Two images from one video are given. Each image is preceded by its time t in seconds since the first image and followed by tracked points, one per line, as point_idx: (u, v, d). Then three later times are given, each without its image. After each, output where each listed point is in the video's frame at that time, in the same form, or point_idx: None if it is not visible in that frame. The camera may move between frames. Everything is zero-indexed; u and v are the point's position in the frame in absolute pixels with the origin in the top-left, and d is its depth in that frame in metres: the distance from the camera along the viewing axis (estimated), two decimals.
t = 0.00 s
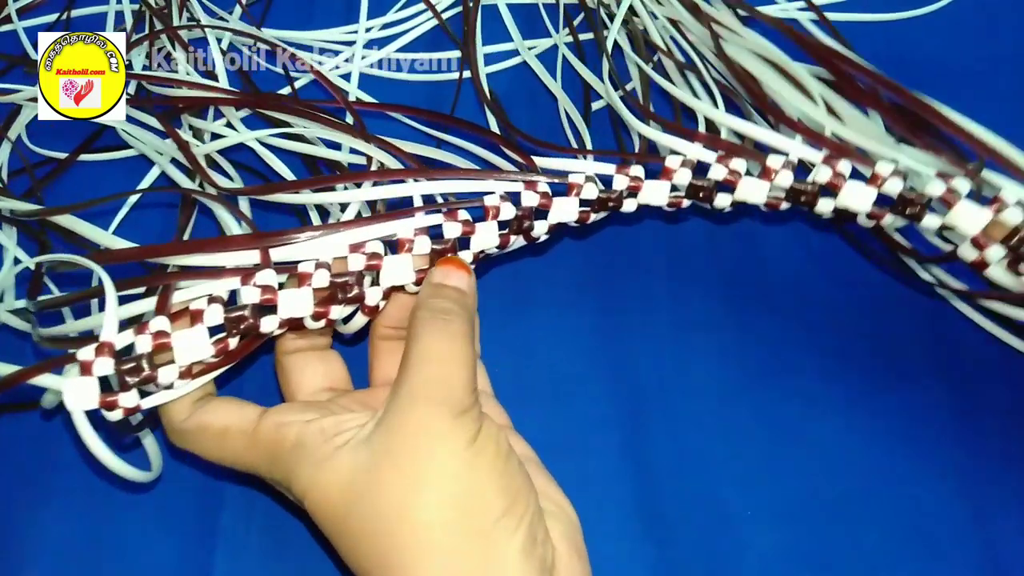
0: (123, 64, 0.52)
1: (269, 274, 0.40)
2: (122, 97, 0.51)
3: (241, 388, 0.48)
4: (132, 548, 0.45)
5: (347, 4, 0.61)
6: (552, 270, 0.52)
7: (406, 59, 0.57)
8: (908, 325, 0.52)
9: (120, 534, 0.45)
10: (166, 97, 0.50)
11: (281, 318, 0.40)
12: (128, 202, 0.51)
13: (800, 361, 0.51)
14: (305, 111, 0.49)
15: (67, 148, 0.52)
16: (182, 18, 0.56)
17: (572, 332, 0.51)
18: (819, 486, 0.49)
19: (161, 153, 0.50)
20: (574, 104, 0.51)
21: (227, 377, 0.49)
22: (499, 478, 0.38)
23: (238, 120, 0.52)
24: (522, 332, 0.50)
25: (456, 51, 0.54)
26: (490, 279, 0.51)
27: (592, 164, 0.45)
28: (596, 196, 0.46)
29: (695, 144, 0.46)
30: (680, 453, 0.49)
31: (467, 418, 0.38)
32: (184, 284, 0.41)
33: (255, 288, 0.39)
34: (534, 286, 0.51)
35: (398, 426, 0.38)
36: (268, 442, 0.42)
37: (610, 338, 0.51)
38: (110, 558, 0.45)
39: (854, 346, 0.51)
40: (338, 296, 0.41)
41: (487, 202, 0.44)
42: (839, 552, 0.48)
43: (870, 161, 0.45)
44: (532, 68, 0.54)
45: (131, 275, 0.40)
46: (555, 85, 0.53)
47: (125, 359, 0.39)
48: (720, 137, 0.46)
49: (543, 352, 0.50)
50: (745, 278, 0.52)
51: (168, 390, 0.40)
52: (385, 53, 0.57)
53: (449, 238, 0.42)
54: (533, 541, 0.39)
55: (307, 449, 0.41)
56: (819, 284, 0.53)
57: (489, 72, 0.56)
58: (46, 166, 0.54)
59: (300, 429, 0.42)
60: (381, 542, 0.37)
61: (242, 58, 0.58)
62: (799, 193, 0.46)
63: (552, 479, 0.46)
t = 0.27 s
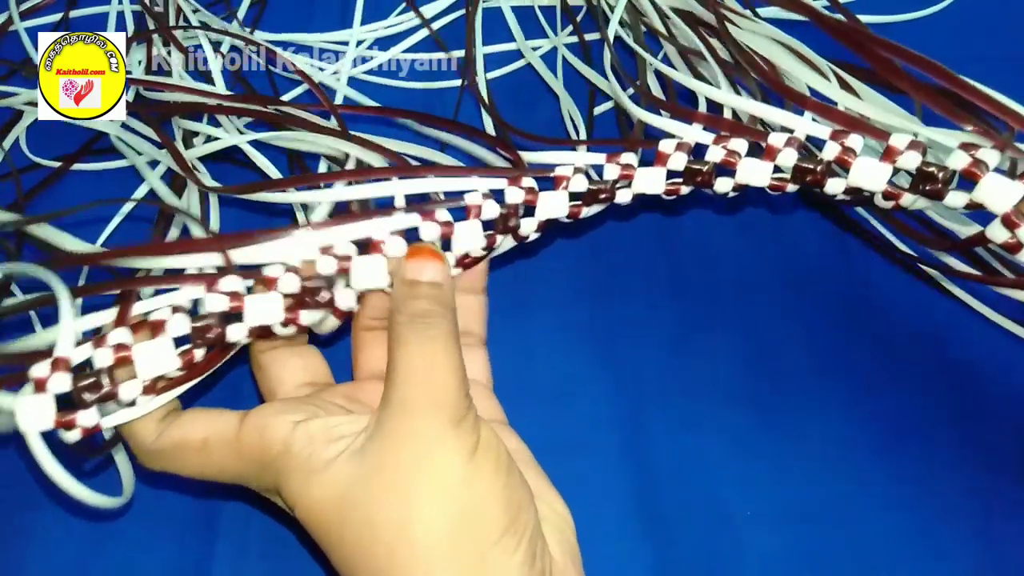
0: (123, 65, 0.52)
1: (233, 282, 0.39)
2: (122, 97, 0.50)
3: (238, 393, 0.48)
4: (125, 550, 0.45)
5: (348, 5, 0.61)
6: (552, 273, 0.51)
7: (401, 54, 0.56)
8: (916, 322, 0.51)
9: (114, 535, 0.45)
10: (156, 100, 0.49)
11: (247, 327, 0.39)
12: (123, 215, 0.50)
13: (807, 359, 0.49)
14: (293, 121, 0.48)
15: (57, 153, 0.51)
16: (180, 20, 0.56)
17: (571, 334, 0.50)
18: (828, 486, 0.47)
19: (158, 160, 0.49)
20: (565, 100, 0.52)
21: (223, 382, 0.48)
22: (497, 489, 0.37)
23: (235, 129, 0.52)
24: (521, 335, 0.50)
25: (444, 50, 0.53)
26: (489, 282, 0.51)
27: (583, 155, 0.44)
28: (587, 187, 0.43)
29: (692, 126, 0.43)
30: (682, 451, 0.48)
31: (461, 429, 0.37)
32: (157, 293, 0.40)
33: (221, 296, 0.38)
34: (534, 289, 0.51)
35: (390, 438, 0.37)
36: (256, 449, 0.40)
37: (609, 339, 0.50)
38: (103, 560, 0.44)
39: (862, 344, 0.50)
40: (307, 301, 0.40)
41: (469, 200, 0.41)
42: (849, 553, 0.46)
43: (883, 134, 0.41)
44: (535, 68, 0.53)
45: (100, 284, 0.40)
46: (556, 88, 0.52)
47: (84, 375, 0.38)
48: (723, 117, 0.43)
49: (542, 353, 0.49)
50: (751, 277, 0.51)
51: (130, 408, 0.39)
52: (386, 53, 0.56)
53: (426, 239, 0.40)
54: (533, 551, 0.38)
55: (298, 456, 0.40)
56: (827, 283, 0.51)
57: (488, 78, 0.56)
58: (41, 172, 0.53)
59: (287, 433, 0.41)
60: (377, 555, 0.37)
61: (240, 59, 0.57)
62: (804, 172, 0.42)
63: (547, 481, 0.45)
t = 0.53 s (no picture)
0: (123, 64, 0.52)
1: (202, 285, 0.39)
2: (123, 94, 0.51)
3: (237, 393, 0.48)
4: (126, 549, 0.45)
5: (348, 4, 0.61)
6: (551, 274, 0.51)
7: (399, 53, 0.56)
8: (920, 321, 0.50)
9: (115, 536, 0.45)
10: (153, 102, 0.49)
11: (221, 328, 0.39)
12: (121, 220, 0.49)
13: (807, 357, 0.49)
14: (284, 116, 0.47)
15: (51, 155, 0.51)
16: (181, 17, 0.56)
17: (570, 335, 0.50)
18: (830, 485, 0.47)
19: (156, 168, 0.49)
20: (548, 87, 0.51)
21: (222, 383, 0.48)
22: (497, 498, 0.37)
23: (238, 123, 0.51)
24: (520, 334, 0.49)
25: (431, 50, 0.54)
26: (488, 283, 0.51)
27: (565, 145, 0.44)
28: (570, 177, 0.43)
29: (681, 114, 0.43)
30: (681, 450, 0.47)
31: (467, 438, 0.36)
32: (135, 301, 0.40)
33: (188, 300, 0.38)
34: (532, 290, 0.51)
35: (394, 442, 0.37)
36: (252, 446, 0.40)
37: (607, 339, 0.49)
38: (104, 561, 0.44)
39: (864, 342, 0.50)
40: (279, 299, 0.39)
41: (446, 190, 0.42)
42: (851, 552, 0.45)
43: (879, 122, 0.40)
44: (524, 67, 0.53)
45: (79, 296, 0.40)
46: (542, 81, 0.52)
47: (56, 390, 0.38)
48: (715, 104, 0.44)
49: (541, 353, 0.49)
50: (752, 276, 0.51)
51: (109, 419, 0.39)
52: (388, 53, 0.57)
53: (401, 231, 0.41)
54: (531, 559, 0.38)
55: (295, 456, 0.40)
56: (828, 282, 0.51)
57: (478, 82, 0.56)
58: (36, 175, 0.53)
59: (285, 433, 0.40)
60: (374, 557, 0.37)
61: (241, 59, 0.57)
62: (795, 162, 0.41)
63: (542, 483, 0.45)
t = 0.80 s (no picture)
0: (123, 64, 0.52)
1: (193, 288, 0.38)
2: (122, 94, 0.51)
3: (237, 392, 0.48)
4: (124, 548, 0.45)
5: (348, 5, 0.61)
6: (549, 273, 0.51)
7: (399, 52, 0.56)
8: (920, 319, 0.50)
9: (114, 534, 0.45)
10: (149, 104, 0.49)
11: (212, 332, 0.38)
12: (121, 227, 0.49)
13: (806, 356, 0.49)
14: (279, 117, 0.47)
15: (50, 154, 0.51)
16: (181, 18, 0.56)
17: (568, 334, 0.49)
18: (829, 483, 0.47)
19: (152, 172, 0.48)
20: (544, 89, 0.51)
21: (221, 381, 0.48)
22: (492, 492, 0.37)
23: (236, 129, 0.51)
24: (518, 333, 0.49)
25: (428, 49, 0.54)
26: (486, 282, 0.51)
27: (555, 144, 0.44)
28: (559, 178, 0.43)
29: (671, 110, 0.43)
30: (680, 448, 0.47)
31: (461, 431, 0.37)
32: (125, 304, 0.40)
33: (178, 304, 0.38)
34: (530, 289, 0.51)
35: (389, 437, 0.37)
36: (245, 445, 0.40)
37: (605, 338, 0.49)
38: (104, 558, 0.44)
39: (862, 342, 0.49)
40: (270, 301, 0.39)
41: (434, 192, 0.41)
42: (851, 550, 0.45)
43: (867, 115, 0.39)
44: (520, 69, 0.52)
45: (69, 299, 0.39)
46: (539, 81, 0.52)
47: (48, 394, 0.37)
48: (705, 101, 0.42)
49: (539, 352, 0.49)
50: (750, 276, 0.51)
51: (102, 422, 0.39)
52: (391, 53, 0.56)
53: (389, 233, 0.40)
54: (528, 554, 0.38)
55: (289, 454, 0.40)
56: (828, 281, 0.51)
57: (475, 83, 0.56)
58: (34, 175, 0.53)
59: (278, 431, 0.40)
60: (371, 553, 0.36)
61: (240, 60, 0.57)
62: (782, 157, 0.41)
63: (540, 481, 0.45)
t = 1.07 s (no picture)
0: (122, 64, 0.52)
1: (184, 302, 0.39)
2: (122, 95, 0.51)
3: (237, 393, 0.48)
4: (120, 548, 0.44)
5: (348, 4, 0.61)
6: (547, 274, 0.51)
7: (400, 53, 0.56)
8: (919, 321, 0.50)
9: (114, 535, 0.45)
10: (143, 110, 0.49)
11: (202, 344, 0.38)
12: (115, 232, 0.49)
13: (804, 357, 0.49)
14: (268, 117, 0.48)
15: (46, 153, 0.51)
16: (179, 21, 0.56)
17: (566, 335, 0.50)
18: (829, 483, 0.47)
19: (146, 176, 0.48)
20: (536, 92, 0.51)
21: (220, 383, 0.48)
22: (490, 491, 0.37)
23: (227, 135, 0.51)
24: (517, 334, 0.50)
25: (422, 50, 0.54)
26: (485, 282, 0.51)
27: (540, 150, 0.44)
28: (544, 183, 0.43)
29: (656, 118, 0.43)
30: (680, 448, 0.47)
31: (461, 431, 0.37)
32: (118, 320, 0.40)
33: (170, 318, 0.38)
34: (529, 290, 0.51)
35: (389, 435, 0.37)
36: (243, 444, 0.40)
37: (604, 339, 0.50)
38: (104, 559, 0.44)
39: (860, 342, 0.49)
40: (259, 312, 0.40)
41: (419, 201, 0.42)
42: (853, 550, 0.45)
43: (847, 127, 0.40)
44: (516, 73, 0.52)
45: (62, 317, 0.40)
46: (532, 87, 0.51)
47: (42, 410, 0.37)
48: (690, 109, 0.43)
49: (538, 353, 0.49)
50: (748, 277, 0.51)
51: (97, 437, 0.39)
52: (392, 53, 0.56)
53: (376, 242, 0.41)
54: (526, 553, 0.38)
55: (287, 452, 0.40)
56: (827, 282, 0.51)
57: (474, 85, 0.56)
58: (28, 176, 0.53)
59: (276, 429, 0.41)
60: (369, 551, 0.37)
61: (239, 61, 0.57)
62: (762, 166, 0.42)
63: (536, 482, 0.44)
